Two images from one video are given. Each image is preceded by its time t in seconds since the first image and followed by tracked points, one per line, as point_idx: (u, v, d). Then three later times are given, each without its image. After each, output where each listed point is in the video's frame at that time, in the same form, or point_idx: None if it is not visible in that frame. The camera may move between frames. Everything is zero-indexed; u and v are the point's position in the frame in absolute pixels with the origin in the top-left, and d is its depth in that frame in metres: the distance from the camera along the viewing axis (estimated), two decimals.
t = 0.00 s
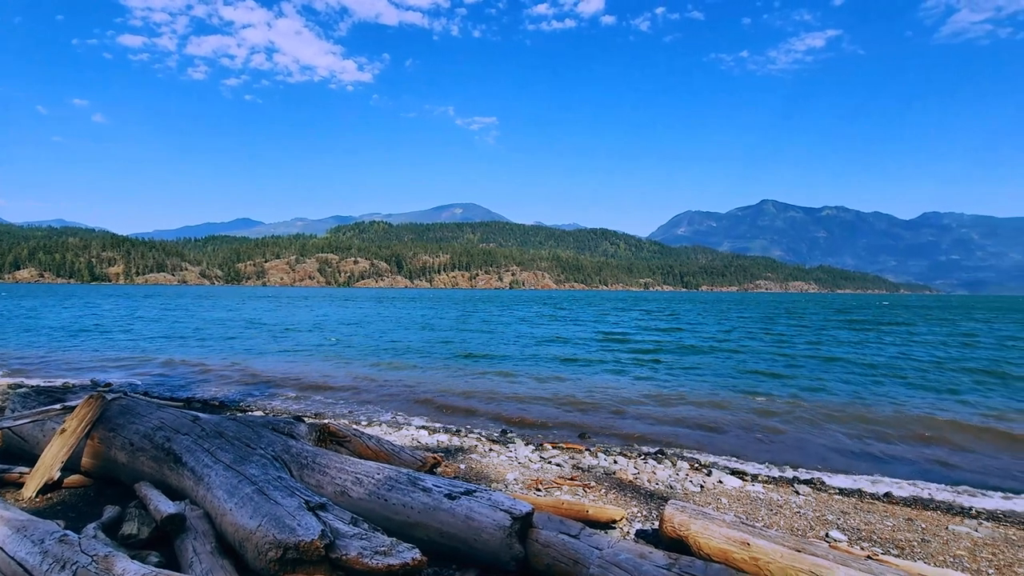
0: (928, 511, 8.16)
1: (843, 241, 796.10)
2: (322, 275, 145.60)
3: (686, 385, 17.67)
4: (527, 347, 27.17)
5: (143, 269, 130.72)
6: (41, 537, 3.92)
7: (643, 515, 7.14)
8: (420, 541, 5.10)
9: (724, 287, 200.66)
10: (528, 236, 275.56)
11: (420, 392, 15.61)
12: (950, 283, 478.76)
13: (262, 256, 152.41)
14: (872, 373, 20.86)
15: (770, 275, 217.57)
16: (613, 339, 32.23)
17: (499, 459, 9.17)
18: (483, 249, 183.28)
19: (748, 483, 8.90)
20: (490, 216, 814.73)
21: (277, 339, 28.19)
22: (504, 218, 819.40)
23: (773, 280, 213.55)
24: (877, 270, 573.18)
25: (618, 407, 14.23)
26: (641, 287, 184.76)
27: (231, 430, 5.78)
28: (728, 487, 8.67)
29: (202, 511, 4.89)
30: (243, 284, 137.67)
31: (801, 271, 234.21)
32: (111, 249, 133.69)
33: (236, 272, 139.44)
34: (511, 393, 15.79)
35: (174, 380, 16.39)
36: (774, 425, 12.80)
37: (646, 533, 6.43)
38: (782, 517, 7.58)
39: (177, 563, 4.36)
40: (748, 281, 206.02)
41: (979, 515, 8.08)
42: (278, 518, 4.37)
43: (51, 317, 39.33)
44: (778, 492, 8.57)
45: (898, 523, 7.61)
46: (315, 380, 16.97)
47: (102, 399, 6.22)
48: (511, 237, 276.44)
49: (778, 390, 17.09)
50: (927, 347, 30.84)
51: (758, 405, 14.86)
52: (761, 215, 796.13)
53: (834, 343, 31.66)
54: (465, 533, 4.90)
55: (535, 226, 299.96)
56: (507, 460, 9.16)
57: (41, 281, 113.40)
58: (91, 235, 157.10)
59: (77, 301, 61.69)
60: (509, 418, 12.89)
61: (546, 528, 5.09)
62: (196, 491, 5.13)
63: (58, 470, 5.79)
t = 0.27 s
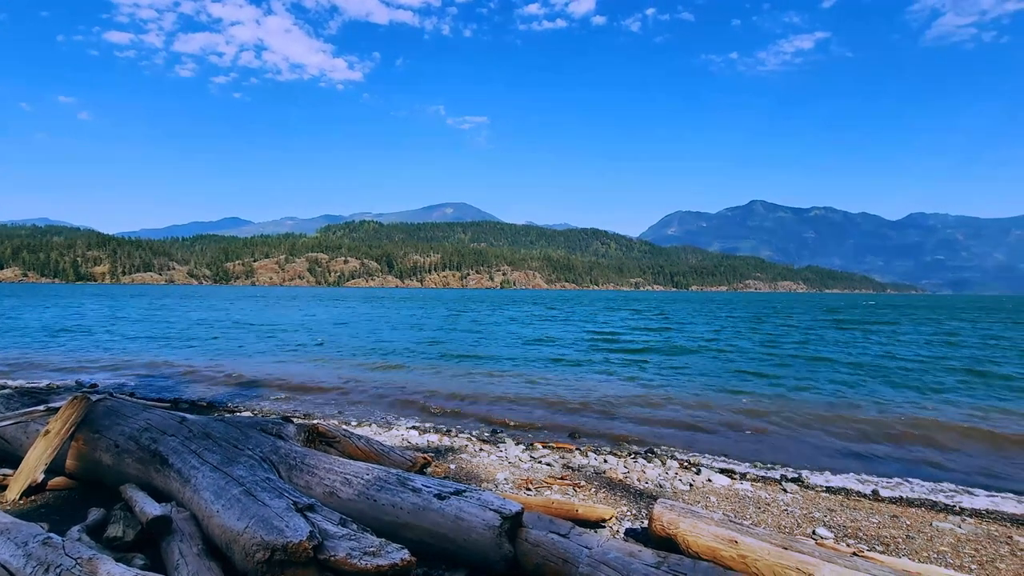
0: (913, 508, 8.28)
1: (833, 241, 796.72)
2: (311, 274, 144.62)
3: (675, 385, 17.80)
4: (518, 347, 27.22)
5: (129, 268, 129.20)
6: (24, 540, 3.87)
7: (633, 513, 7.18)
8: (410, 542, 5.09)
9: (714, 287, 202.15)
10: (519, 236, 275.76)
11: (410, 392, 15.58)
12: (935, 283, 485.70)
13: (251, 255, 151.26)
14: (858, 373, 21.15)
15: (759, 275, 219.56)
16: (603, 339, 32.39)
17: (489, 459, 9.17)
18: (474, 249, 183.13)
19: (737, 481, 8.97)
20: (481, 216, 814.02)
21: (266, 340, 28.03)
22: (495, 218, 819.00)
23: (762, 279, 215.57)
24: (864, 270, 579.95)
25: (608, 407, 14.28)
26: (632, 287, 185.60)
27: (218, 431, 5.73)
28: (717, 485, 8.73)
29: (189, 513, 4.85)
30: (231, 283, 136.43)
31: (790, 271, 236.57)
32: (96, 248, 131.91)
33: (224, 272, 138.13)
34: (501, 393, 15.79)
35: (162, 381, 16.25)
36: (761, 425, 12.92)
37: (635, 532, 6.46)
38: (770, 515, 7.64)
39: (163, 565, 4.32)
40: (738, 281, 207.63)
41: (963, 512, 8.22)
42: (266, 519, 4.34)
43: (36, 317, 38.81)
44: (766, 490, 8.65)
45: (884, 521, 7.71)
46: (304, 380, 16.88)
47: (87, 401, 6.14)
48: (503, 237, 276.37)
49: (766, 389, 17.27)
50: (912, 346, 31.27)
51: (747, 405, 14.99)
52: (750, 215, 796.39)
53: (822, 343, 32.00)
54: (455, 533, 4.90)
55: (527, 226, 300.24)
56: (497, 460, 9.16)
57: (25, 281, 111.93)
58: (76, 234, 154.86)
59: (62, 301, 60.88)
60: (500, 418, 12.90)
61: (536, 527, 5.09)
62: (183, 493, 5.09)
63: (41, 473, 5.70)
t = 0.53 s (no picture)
0: (903, 506, 8.36)
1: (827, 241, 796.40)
2: (305, 274, 144.10)
3: (668, 384, 17.89)
4: (512, 347, 27.24)
5: (120, 268, 128.24)
6: (13, 541, 3.85)
7: (626, 512, 7.20)
8: (403, 542, 5.09)
9: (708, 286, 203.02)
10: (514, 236, 275.75)
11: (404, 393, 15.55)
12: (926, 283, 490.36)
13: (244, 254, 150.52)
14: (849, 372, 21.31)
15: (752, 274, 220.72)
16: (597, 338, 32.49)
17: (483, 459, 9.18)
18: (468, 249, 182.92)
19: (730, 481, 9.01)
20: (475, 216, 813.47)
21: (258, 340, 27.91)
22: (489, 218, 818.94)
23: (755, 279, 216.91)
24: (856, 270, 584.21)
25: (602, 407, 14.32)
26: (626, 286, 186.08)
27: (211, 432, 5.70)
28: (710, 484, 8.76)
29: (181, 514, 4.83)
30: (223, 283, 135.60)
31: (783, 270, 238.21)
32: (87, 248, 130.82)
33: (216, 272, 137.22)
34: (495, 393, 15.80)
35: (154, 381, 16.16)
36: (753, 424, 13.00)
37: (628, 531, 6.49)
38: (762, 514, 7.70)
39: (154, 567, 4.30)
40: (732, 280, 208.59)
41: (952, 510, 8.31)
42: (259, 520, 4.32)
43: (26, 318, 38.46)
44: (758, 488, 8.70)
45: (875, 519, 7.77)
46: (297, 381, 16.82)
47: (78, 401, 6.10)
48: (497, 237, 276.21)
49: (758, 389, 17.38)
50: (902, 344, 31.64)
51: (739, 405, 15.08)
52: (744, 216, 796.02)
53: (814, 342, 32.22)
54: (448, 532, 4.90)
55: (521, 226, 300.36)
56: (491, 460, 9.16)
57: (15, 281, 110.91)
58: (66, 234, 153.36)
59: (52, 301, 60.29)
60: (493, 418, 12.90)
61: (529, 527, 5.09)
62: (175, 494, 5.06)
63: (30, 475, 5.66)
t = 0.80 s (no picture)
0: (888, 503, 8.48)
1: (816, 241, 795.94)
2: (294, 274, 143.16)
3: (658, 384, 18.00)
4: (503, 347, 27.27)
5: (106, 268, 126.70)
6: None
7: (616, 511, 7.23)
8: (392, 542, 5.07)
9: (698, 286, 204.45)
10: (505, 236, 275.73)
11: (394, 393, 15.52)
12: (911, 283, 497.07)
13: (232, 254, 149.14)
14: (836, 371, 21.56)
15: (742, 275, 222.34)
16: (588, 339, 32.63)
17: (473, 459, 9.18)
18: (459, 248, 182.49)
19: (718, 479, 9.10)
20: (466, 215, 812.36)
21: (247, 341, 27.70)
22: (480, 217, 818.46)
23: (745, 279, 218.69)
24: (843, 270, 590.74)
25: (592, 407, 14.38)
26: (617, 287, 186.66)
27: (197, 433, 5.65)
28: (699, 483, 8.84)
29: (167, 516, 4.79)
30: (211, 283, 134.21)
31: (772, 271, 240.46)
32: (72, 247, 129.02)
33: (204, 272, 135.85)
34: (485, 394, 15.81)
35: (141, 382, 15.99)
36: (742, 424, 13.12)
37: (617, 530, 6.52)
38: (749, 512, 7.77)
39: (139, 570, 4.26)
40: (721, 281, 210.14)
41: (935, 507, 8.44)
42: (246, 521, 4.30)
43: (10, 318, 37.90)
44: (746, 487, 8.78)
45: (861, 516, 7.87)
46: (286, 382, 16.73)
47: (61, 402, 6.02)
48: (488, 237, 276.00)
49: (747, 389, 17.52)
50: (887, 344, 32.07)
51: (727, 404, 15.21)
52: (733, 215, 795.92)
53: (801, 342, 32.55)
54: (437, 532, 4.89)
55: (512, 226, 300.42)
56: (481, 460, 9.16)
57: None
58: (50, 233, 151.13)
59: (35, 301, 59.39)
60: (484, 418, 12.92)
61: (519, 526, 5.09)
62: (161, 495, 5.02)
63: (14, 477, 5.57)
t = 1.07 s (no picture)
0: (873, 500, 8.59)
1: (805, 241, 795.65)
2: (283, 274, 142.06)
3: (647, 384, 18.09)
4: (493, 347, 27.29)
5: (91, 267, 124.92)
6: None
7: (604, 510, 7.27)
8: (380, 543, 5.06)
9: (687, 286, 205.64)
10: (496, 235, 275.59)
11: (383, 394, 15.47)
12: (897, 283, 503.67)
13: (220, 253, 147.48)
14: (822, 370, 21.80)
15: (731, 274, 223.90)
16: (578, 339, 32.74)
17: (463, 459, 9.18)
18: (449, 248, 181.99)
19: (707, 478, 9.15)
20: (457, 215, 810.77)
21: (234, 341, 27.47)
22: (470, 217, 817.30)
23: (733, 279, 220.40)
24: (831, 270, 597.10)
25: (581, 407, 14.43)
26: (607, 286, 187.16)
27: (183, 434, 5.60)
28: (688, 481, 8.90)
29: (152, 519, 4.74)
30: (198, 282, 132.73)
31: (761, 271, 242.36)
32: (55, 246, 127.03)
33: (191, 271, 134.37)
34: (475, 394, 15.80)
35: (126, 383, 15.81)
36: (730, 423, 13.24)
37: (606, 529, 6.54)
38: (737, 509, 7.84)
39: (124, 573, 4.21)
40: (711, 280, 211.55)
41: (919, 503, 8.56)
42: (232, 523, 4.26)
43: None
44: (734, 485, 8.86)
45: (846, 513, 7.96)
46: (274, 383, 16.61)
47: (44, 404, 5.94)
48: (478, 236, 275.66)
49: (735, 388, 17.66)
50: (873, 343, 32.52)
51: (716, 404, 15.33)
52: (722, 215, 795.95)
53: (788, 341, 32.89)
54: (426, 532, 4.89)
55: (503, 226, 300.39)
56: (471, 460, 9.16)
57: None
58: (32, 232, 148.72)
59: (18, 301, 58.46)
60: (474, 418, 12.92)
61: (507, 526, 5.10)
62: (146, 497, 4.96)
63: None
